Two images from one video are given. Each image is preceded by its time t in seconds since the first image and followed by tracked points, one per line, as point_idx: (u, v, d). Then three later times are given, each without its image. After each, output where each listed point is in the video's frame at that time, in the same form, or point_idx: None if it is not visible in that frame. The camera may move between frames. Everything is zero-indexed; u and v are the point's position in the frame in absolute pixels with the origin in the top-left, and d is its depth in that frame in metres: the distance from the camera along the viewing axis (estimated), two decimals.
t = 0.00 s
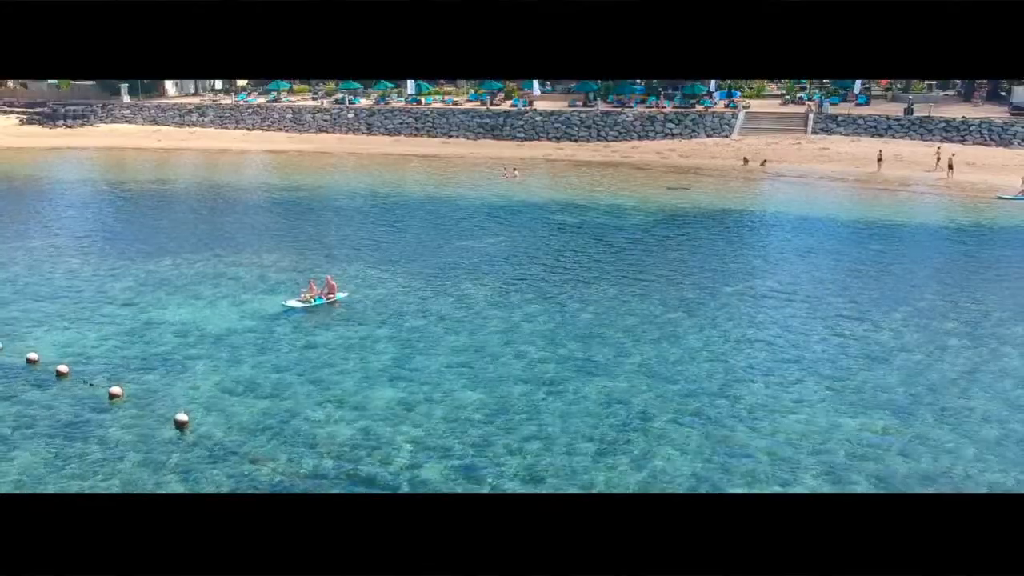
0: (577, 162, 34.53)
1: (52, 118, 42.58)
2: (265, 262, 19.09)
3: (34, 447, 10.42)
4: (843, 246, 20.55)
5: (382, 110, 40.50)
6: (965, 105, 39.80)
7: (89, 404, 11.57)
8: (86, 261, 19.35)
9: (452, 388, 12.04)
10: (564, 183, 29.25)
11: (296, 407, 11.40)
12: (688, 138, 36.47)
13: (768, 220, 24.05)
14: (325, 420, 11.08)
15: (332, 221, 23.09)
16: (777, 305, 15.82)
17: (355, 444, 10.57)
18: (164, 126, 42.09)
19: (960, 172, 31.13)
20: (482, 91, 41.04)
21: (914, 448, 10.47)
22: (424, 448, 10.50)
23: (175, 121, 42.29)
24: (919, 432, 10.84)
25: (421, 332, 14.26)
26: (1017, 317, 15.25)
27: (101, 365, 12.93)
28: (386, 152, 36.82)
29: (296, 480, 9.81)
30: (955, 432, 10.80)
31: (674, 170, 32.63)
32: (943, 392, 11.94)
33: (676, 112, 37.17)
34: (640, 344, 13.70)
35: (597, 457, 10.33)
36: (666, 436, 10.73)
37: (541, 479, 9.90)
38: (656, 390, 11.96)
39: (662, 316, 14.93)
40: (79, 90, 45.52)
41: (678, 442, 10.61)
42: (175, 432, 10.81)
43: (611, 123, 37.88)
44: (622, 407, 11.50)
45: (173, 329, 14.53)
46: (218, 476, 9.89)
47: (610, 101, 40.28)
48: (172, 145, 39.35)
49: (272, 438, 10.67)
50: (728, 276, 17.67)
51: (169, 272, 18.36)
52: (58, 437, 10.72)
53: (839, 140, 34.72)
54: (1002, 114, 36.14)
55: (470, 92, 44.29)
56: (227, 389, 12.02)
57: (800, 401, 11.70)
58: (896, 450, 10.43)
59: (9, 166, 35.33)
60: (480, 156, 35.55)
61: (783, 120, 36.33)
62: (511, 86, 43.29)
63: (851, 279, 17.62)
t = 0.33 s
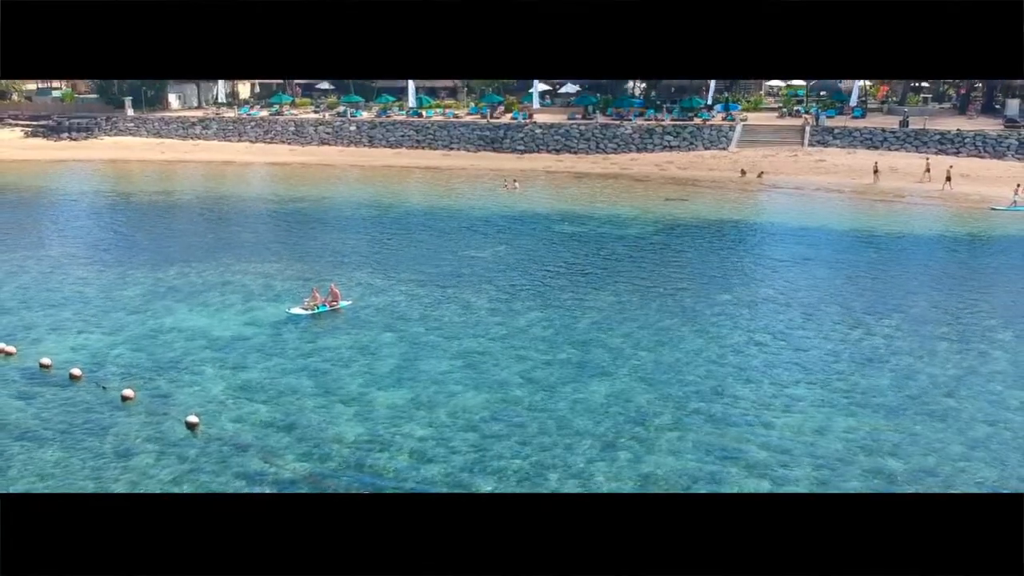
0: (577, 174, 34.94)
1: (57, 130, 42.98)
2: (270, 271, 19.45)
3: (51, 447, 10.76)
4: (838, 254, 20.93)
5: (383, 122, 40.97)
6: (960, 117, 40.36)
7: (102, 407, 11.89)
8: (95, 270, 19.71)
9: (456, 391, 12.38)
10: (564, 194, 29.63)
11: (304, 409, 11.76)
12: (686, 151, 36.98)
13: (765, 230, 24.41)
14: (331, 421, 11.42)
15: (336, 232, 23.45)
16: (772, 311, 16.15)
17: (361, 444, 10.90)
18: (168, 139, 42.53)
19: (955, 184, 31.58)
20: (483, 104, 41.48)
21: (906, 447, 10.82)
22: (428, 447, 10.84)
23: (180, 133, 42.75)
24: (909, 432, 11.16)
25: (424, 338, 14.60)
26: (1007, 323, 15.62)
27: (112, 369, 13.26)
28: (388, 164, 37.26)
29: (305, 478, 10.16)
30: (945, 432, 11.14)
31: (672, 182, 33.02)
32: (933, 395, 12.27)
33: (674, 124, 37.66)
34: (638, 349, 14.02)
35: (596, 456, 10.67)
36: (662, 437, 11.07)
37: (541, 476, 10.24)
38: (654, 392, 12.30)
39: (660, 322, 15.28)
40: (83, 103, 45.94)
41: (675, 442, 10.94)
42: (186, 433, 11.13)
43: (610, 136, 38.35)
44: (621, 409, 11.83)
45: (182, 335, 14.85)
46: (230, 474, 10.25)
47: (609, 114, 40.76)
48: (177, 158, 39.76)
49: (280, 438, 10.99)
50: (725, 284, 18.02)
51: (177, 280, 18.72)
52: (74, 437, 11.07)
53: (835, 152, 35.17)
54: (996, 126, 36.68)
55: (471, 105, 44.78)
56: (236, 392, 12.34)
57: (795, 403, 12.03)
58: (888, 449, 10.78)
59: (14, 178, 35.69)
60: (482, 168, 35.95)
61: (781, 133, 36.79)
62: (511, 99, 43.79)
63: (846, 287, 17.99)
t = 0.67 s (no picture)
0: (577, 191, 35.32)
1: (62, 148, 43.46)
2: (275, 284, 19.82)
3: (68, 451, 11.13)
4: (833, 268, 21.32)
5: (385, 139, 41.48)
6: (955, 135, 40.85)
7: (116, 415, 12.25)
8: (104, 284, 20.14)
9: (458, 399, 12.70)
10: (564, 210, 29.95)
11: (311, 415, 12.11)
12: (684, 168, 37.53)
13: (763, 245, 24.70)
14: (339, 427, 11.77)
15: (338, 247, 23.78)
16: (768, 324, 16.49)
17: (366, 450, 11.20)
18: (171, 157, 43.01)
19: (949, 200, 32.02)
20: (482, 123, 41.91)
21: (895, 450, 11.21)
22: (432, 454, 11.15)
23: (183, 151, 43.25)
24: (897, 438, 11.52)
25: (427, 349, 14.94)
26: (997, 334, 15.98)
27: (125, 378, 13.63)
28: (390, 181, 37.66)
29: (312, 479, 10.52)
30: (933, 438, 11.50)
31: (670, 199, 33.37)
32: (922, 402, 12.63)
33: (672, 141, 38.16)
34: (635, 359, 14.39)
35: (596, 459, 11.04)
36: (660, 441, 11.44)
37: (543, 478, 10.61)
38: (651, 401, 12.61)
39: (657, 334, 15.62)
40: (88, 121, 46.37)
41: (670, 448, 11.25)
42: (197, 438, 11.48)
43: (609, 153, 38.84)
44: (619, 418, 12.12)
45: (190, 346, 15.19)
46: (240, 477, 10.58)
47: (608, 132, 41.20)
48: (179, 175, 40.17)
49: (288, 443, 11.32)
50: (721, 296, 18.39)
51: (185, 293, 19.12)
52: (90, 441, 11.45)
53: (831, 170, 35.60)
54: (990, 143, 37.19)
55: (471, 122, 45.23)
56: (246, 400, 12.69)
57: (788, 411, 12.36)
58: (877, 452, 11.17)
59: (19, 194, 36.07)
60: (483, 185, 36.35)
61: (778, 150, 37.19)
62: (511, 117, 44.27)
63: (840, 299, 18.36)
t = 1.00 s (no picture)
0: (576, 207, 35.75)
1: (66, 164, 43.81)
2: (281, 298, 20.20)
3: (83, 458, 11.47)
4: (828, 281, 21.72)
5: (386, 156, 41.94)
6: (950, 152, 41.36)
7: (129, 423, 12.61)
8: (112, 298, 20.54)
9: (462, 408, 13.06)
10: (564, 226, 30.33)
11: (318, 424, 12.45)
12: (682, 184, 38.01)
13: (760, 260, 25.07)
14: (346, 434, 12.12)
15: (342, 262, 24.15)
16: (764, 336, 16.86)
17: (374, 457, 11.55)
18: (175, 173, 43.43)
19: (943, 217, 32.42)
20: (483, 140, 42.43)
21: (885, 457, 11.53)
22: (437, 460, 11.51)
23: (186, 167, 43.63)
24: (888, 444, 11.90)
25: (430, 360, 15.27)
26: (987, 347, 16.31)
27: (137, 387, 14.00)
28: (392, 198, 38.06)
29: (321, 481, 10.90)
30: (922, 446, 11.89)
31: (669, 215, 33.79)
32: (912, 411, 13.01)
33: (670, 158, 38.62)
34: (634, 369, 14.76)
35: (596, 465, 11.39)
36: (660, 448, 11.77)
37: (546, 482, 10.95)
38: (649, 409, 12.96)
39: (656, 346, 15.97)
40: (91, 138, 46.79)
41: (668, 454, 11.61)
42: (209, 444, 11.82)
43: (609, 170, 39.32)
44: (619, 426, 12.47)
45: (199, 358, 15.56)
46: (252, 481, 10.92)
47: (607, 149, 41.71)
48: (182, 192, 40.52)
49: (297, 448, 11.68)
50: (718, 309, 18.76)
51: (192, 307, 19.49)
52: (104, 448, 11.80)
53: (828, 186, 36.06)
54: (985, 160, 37.67)
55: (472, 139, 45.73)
56: (255, 409, 13.03)
57: (782, 418, 12.73)
58: (868, 458, 11.48)
59: (23, 211, 36.43)
60: (483, 202, 36.76)
61: (774, 167, 37.64)
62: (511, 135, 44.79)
63: (834, 312, 18.75)
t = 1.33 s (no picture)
0: (576, 223, 36.20)
1: (71, 181, 44.35)
2: (285, 312, 20.55)
3: (94, 466, 11.79)
4: (824, 296, 22.09)
5: (387, 174, 42.44)
6: (946, 169, 41.88)
7: (140, 431, 12.97)
8: (120, 311, 20.95)
9: (463, 417, 13.39)
10: (563, 241, 30.77)
11: (324, 433, 12.77)
12: (680, 201, 38.49)
13: (757, 275, 25.47)
14: (352, 442, 12.44)
15: (344, 276, 24.54)
16: (761, 349, 17.18)
17: (379, 464, 11.86)
18: (179, 190, 43.95)
19: (940, 233, 32.81)
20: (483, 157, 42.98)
21: (877, 465, 11.86)
22: (440, 467, 11.83)
23: (190, 184, 44.17)
24: (878, 451, 12.24)
25: (433, 372, 15.61)
26: (979, 359, 16.68)
27: (148, 398, 14.34)
28: (393, 214, 38.53)
29: (328, 486, 11.24)
30: (912, 453, 12.23)
31: (667, 231, 34.24)
32: (903, 420, 13.37)
33: (668, 175, 39.15)
34: (632, 380, 15.10)
35: (596, 471, 11.71)
36: (657, 456, 12.09)
37: (547, 487, 11.27)
38: (647, 419, 13.28)
39: (653, 358, 16.30)
40: (96, 155, 47.50)
41: (665, 461, 11.94)
42: (219, 451, 12.20)
43: (608, 186, 39.81)
44: (618, 435, 12.79)
45: (206, 369, 15.90)
46: (261, 486, 11.26)
47: (606, 166, 42.26)
48: (185, 208, 40.97)
49: (305, 457, 12.01)
50: (716, 322, 19.10)
51: (198, 320, 19.87)
52: (116, 457, 12.12)
53: (824, 203, 36.54)
54: (979, 177, 38.17)
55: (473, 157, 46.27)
56: (262, 419, 13.37)
57: (775, 427, 13.06)
58: (860, 466, 11.81)
59: (28, 227, 36.94)
60: (484, 218, 37.22)
61: (772, 184, 38.17)
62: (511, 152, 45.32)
63: (830, 325, 19.10)
